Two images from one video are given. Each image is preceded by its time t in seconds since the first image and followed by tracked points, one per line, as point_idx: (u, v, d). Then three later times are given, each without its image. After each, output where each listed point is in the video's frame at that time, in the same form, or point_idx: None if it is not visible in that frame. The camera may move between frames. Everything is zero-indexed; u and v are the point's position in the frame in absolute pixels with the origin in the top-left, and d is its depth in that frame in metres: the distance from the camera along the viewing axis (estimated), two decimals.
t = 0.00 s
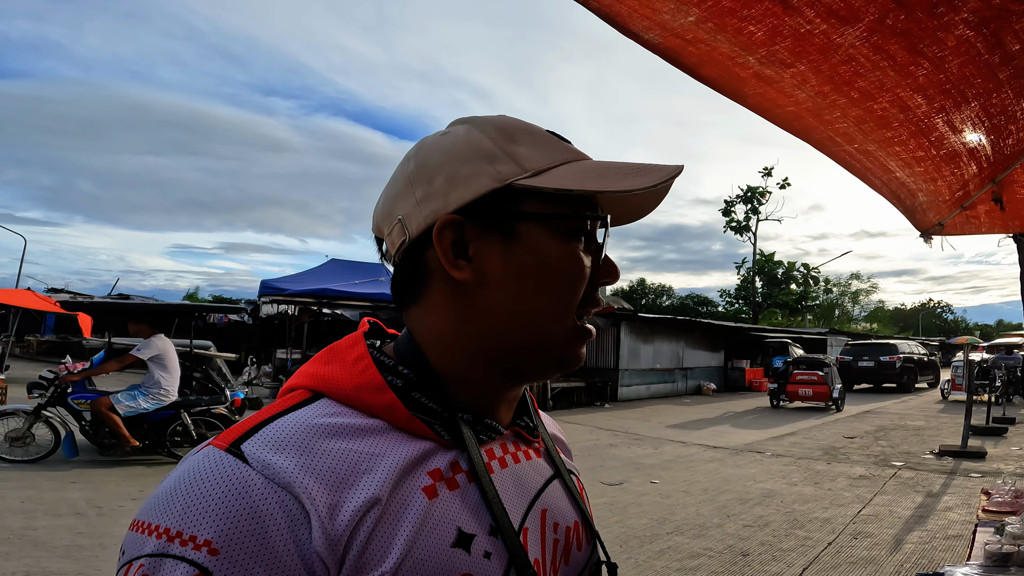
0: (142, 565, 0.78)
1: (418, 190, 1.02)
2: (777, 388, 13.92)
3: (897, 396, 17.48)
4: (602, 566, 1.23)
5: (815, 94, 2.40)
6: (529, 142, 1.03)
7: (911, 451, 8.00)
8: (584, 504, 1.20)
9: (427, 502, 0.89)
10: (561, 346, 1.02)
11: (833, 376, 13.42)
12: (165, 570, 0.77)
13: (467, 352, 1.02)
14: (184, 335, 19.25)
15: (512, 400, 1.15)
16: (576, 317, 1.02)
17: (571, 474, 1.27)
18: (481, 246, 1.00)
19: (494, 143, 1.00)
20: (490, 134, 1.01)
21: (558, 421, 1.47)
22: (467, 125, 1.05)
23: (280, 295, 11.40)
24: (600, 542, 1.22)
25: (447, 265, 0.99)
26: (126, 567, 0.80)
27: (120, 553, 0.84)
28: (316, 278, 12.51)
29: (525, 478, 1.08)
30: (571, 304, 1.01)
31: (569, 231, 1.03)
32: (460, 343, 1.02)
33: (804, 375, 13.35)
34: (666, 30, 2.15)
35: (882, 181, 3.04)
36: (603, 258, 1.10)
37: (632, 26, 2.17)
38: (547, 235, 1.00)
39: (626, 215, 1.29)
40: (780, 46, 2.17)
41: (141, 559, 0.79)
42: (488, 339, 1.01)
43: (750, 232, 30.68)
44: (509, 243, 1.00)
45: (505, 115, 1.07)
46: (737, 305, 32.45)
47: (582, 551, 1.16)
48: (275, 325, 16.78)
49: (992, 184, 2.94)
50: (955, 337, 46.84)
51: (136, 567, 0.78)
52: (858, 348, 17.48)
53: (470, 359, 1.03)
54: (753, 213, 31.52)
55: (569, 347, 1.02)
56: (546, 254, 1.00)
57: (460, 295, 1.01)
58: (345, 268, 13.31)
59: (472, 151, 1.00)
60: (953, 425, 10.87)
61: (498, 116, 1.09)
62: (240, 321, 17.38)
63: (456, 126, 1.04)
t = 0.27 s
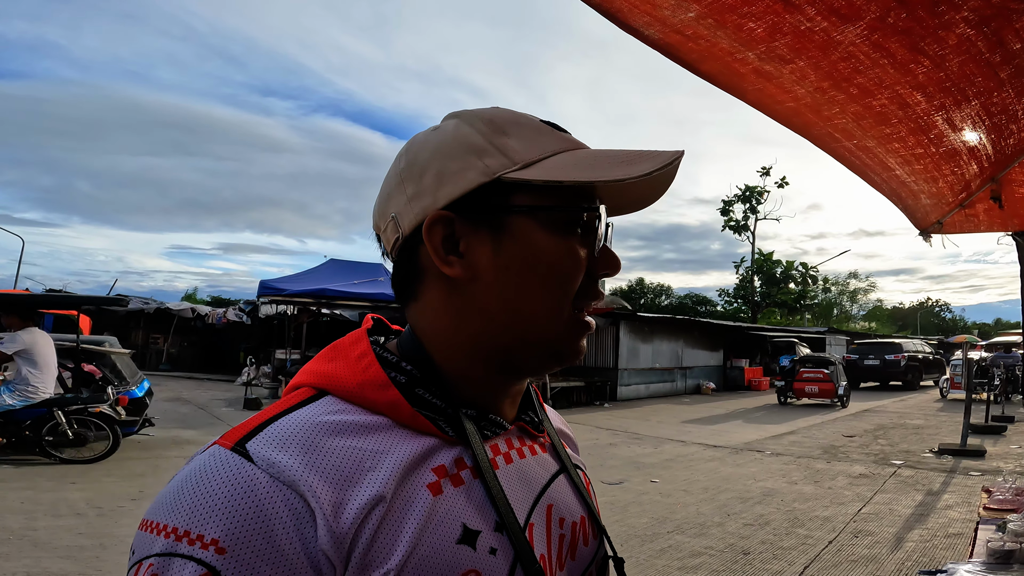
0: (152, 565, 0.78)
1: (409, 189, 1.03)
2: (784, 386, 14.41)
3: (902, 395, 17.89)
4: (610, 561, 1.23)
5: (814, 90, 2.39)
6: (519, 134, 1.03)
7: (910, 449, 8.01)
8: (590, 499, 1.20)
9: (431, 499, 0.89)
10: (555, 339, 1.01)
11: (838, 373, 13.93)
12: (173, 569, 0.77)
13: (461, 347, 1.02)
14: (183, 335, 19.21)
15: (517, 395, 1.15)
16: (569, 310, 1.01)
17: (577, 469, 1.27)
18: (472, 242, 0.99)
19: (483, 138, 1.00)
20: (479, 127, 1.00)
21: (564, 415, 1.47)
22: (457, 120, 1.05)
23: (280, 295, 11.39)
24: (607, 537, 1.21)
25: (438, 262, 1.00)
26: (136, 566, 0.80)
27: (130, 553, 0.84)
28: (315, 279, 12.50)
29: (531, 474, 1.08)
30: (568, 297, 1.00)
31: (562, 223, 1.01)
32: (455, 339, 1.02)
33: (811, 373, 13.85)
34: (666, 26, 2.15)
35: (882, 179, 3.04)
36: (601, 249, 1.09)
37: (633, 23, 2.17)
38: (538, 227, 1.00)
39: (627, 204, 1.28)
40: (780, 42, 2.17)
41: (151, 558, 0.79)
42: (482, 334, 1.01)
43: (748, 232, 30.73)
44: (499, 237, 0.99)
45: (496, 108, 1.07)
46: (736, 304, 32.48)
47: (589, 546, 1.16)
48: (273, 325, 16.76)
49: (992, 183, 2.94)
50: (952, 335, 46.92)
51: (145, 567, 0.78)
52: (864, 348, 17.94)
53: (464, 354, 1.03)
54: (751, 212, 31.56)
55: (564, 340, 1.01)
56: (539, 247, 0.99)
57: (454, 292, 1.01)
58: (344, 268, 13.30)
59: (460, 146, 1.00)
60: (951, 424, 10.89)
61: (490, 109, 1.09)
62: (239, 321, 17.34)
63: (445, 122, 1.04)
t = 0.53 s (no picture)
0: (166, 567, 0.78)
1: (409, 190, 1.03)
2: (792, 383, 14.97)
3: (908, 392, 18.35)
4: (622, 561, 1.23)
5: (813, 88, 2.39)
6: (517, 132, 1.02)
7: (910, 448, 8.02)
8: (602, 500, 1.19)
9: (442, 500, 0.89)
10: (558, 336, 1.00)
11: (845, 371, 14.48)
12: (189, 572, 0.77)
13: (464, 346, 1.02)
14: (182, 336, 19.17)
15: (526, 395, 1.15)
16: (571, 307, 1.00)
17: (588, 470, 1.27)
18: (473, 242, 0.99)
19: (479, 136, 1.00)
20: (475, 126, 1.00)
21: (574, 415, 1.47)
22: (454, 119, 1.05)
23: (278, 295, 11.38)
24: (619, 537, 1.21)
25: (439, 261, 1.00)
26: (151, 568, 0.80)
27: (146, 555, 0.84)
28: (313, 280, 12.49)
29: (542, 474, 1.08)
30: (571, 294, 0.99)
31: (563, 220, 1.01)
32: (459, 338, 1.02)
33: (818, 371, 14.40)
34: (667, 24, 2.15)
35: (880, 177, 3.04)
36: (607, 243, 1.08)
37: (634, 21, 2.17)
38: (538, 225, 0.99)
39: (633, 198, 1.28)
40: (780, 41, 2.17)
41: (166, 561, 0.79)
42: (486, 334, 1.00)
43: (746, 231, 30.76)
44: (499, 235, 0.99)
45: (494, 105, 1.07)
46: (735, 304, 32.52)
47: (601, 546, 1.15)
48: (272, 326, 16.74)
49: (990, 182, 2.94)
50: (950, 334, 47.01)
51: (161, 568, 0.78)
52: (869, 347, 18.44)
53: (468, 352, 1.02)
54: (749, 211, 31.59)
55: (567, 336, 1.00)
56: (539, 244, 0.98)
57: (457, 292, 1.01)
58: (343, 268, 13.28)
59: (456, 145, 1.00)
60: (950, 422, 10.91)
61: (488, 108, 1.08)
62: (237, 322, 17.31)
63: (443, 123, 1.05)
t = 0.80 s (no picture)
0: (164, 570, 0.78)
1: (405, 198, 1.04)
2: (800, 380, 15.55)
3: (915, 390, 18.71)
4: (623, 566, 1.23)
5: (807, 86, 2.39)
6: (512, 135, 1.02)
7: (909, 447, 8.03)
8: (604, 505, 1.19)
9: (442, 506, 0.89)
10: (557, 339, 0.99)
11: (850, 369, 15.03)
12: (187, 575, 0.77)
13: (464, 351, 1.02)
14: (181, 337, 19.16)
15: (528, 400, 1.15)
16: (570, 310, 0.99)
17: (591, 475, 1.27)
18: (470, 247, 0.99)
19: (474, 140, 1.00)
20: (469, 130, 1.01)
21: (577, 419, 1.47)
22: (450, 125, 1.05)
23: (277, 296, 11.38)
24: (620, 542, 1.22)
25: (437, 267, 1.00)
26: (150, 571, 0.80)
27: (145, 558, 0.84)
28: (312, 280, 12.48)
29: (543, 479, 1.08)
30: (569, 297, 0.99)
31: (559, 222, 1.00)
32: (458, 344, 1.02)
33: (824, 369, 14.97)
34: (664, 24, 2.15)
35: (875, 174, 3.02)
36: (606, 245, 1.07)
37: (632, 22, 2.18)
38: (535, 227, 0.99)
39: (633, 200, 1.28)
40: (775, 38, 2.17)
41: (164, 563, 0.79)
42: (484, 340, 1.00)
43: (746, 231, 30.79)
44: (497, 239, 0.99)
45: (490, 109, 1.07)
46: (734, 303, 32.54)
47: (602, 551, 1.16)
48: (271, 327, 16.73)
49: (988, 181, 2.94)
50: (949, 333, 47.03)
51: (158, 571, 0.79)
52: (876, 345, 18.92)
53: (467, 359, 1.02)
54: (748, 211, 31.63)
55: (566, 339, 1.00)
56: (537, 247, 0.98)
57: (455, 297, 1.01)
58: (342, 269, 13.27)
59: (451, 149, 1.00)
60: (949, 421, 10.92)
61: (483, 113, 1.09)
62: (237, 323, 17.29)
63: (438, 129, 1.05)
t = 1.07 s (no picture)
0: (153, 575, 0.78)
1: (403, 199, 1.03)
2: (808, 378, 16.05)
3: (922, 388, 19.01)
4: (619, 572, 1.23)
5: (803, 83, 2.39)
6: (512, 139, 1.02)
7: (909, 447, 8.04)
8: (600, 511, 1.19)
9: (436, 512, 0.88)
10: (555, 344, 0.99)
11: (858, 368, 15.52)
12: None
13: (461, 355, 1.02)
14: (180, 338, 19.16)
15: (524, 405, 1.15)
16: (567, 315, 0.99)
17: (587, 480, 1.27)
18: (468, 251, 0.99)
19: (473, 143, 1.00)
20: (469, 134, 1.00)
21: (574, 424, 1.47)
22: (449, 127, 1.05)
23: (277, 297, 11.38)
24: (617, 548, 1.22)
25: (434, 270, 1.00)
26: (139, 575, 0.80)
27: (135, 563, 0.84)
28: (312, 281, 12.48)
29: (538, 485, 1.08)
30: (567, 302, 0.99)
31: (559, 227, 1.00)
32: (455, 347, 1.02)
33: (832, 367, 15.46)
34: (661, 25, 2.15)
35: (872, 170, 3.00)
36: (605, 251, 1.07)
37: (630, 24, 2.18)
38: (534, 232, 0.99)
39: (632, 207, 1.28)
40: (771, 37, 2.17)
41: (153, 568, 0.79)
42: (482, 344, 1.00)
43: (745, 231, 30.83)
44: (495, 243, 0.98)
45: (490, 113, 1.07)
46: (733, 303, 32.57)
47: (598, 557, 1.16)
48: (270, 327, 16.72)
49: (988, 179, 2.94)
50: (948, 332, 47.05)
51: None
52: (883, 344, 19.34)
53: (464, 363, 1.02)
54: (748, 211, 31.66)
55: (564, 344, 1.00)
56: (535, 251, 0.98)
57: (453, 300, 1.01)
58: (341, 269, 13.26)
59: (450, 153, 1.00)
60: (949, 420, 10.92)
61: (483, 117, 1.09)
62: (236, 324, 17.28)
63: (437, 132, 1.05)
